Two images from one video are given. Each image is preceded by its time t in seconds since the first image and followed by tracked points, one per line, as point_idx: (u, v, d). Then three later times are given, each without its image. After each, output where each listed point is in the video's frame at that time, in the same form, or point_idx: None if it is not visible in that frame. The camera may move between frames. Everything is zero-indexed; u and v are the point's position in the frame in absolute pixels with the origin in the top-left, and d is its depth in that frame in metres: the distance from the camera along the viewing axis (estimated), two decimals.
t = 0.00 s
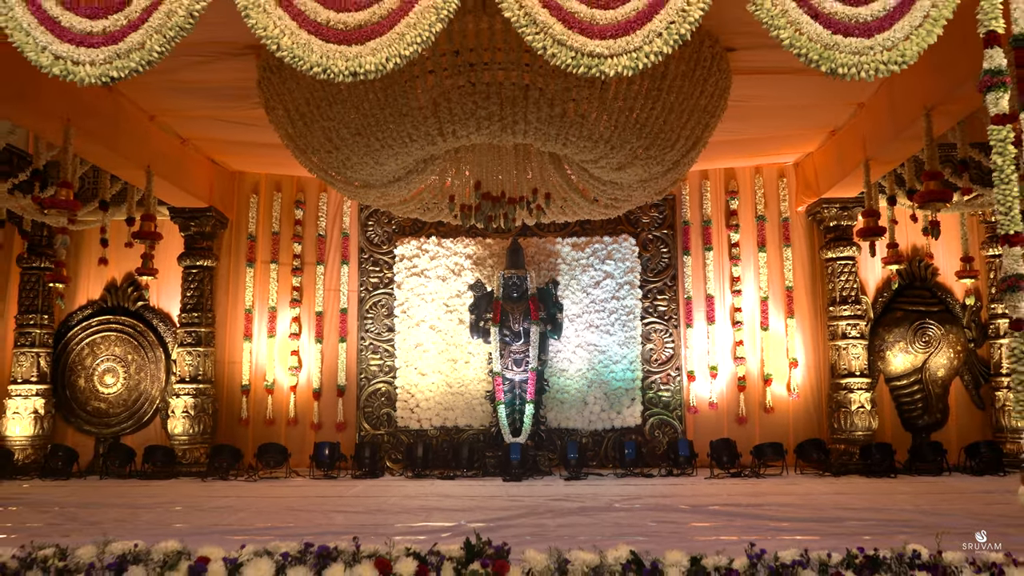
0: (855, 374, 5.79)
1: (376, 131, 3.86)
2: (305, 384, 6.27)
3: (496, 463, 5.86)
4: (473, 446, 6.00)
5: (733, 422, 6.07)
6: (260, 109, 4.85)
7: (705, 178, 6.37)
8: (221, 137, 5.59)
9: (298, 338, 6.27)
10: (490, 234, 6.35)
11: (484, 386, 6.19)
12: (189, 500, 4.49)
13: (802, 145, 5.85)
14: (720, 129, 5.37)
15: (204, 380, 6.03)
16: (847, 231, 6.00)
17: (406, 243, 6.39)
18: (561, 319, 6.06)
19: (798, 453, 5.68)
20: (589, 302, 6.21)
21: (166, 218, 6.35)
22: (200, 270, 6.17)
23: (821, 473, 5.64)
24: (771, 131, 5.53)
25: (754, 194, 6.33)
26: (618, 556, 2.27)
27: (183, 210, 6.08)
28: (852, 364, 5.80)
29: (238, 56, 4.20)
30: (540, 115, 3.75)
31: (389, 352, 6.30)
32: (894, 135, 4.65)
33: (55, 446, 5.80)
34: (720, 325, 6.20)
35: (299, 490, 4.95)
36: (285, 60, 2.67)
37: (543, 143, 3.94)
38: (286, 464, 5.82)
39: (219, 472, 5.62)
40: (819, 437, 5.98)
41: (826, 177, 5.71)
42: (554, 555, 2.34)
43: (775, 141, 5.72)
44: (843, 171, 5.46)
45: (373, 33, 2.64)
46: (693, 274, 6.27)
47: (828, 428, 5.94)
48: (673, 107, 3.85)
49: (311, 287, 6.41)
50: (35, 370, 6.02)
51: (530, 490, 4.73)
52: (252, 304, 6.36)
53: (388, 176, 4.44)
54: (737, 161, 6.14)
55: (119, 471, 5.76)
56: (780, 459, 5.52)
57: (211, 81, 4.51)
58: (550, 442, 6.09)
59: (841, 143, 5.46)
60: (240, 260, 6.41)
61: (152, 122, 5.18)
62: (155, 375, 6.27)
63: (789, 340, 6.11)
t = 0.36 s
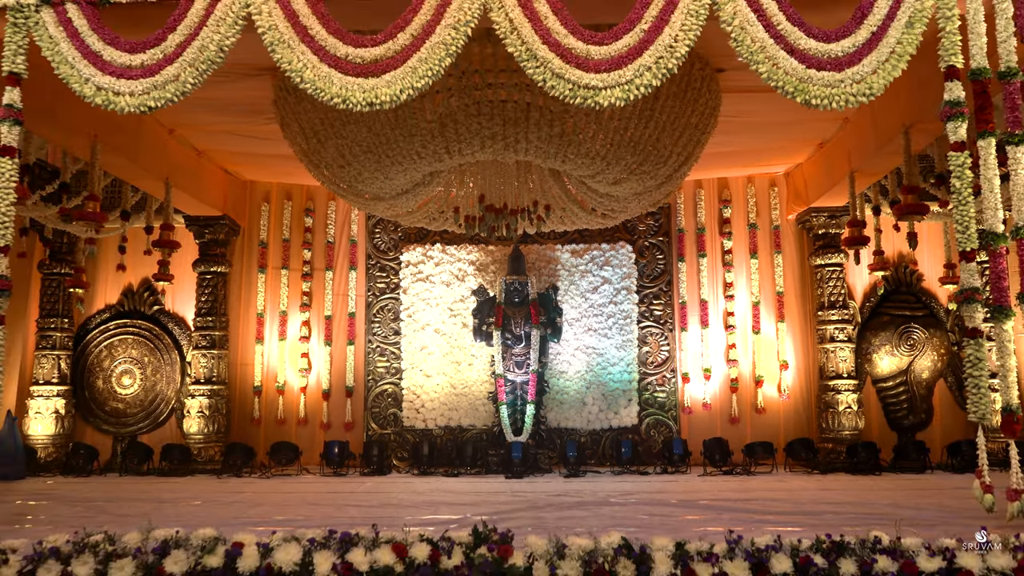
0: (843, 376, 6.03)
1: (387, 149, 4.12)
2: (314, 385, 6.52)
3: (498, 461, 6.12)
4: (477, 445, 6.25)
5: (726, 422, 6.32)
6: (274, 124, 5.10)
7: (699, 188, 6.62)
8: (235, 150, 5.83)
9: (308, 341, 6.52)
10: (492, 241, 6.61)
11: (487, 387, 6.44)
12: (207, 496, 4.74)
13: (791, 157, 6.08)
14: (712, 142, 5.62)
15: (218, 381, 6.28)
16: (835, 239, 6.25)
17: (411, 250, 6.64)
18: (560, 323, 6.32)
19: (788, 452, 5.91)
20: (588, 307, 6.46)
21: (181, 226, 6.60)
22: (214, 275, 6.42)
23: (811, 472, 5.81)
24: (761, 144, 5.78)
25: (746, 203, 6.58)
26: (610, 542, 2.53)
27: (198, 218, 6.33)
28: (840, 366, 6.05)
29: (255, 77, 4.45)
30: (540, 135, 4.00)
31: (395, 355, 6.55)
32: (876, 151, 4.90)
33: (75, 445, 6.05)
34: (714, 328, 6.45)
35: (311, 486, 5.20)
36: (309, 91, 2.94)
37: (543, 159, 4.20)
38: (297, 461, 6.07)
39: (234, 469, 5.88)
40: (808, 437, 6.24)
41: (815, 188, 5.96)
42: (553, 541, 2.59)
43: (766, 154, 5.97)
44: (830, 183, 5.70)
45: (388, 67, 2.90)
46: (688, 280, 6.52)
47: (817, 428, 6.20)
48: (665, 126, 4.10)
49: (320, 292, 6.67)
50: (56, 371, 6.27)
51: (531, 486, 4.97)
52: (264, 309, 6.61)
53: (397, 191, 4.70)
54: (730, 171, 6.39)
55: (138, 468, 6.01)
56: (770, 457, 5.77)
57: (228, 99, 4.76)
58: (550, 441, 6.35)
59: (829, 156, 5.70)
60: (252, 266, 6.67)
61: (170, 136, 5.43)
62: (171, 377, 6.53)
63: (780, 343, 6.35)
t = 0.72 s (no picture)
0: (834, 377, 6.27)
1: (398, 162, 4.35)
2: (324, 386, 6.74)
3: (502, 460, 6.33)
4: (481, 444, 6.47)
5: (722, 422, 6.53)
6: (287, 135, 5.31)
7: (696, 195, 6.83)
8: (248, 160, 6.04)
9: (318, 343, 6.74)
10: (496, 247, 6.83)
11: (491, 387, 6.66)
12: (224, 492, 4.95)
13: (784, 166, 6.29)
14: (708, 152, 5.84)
15: (231, 382, 6.50)
16: (827, 245, 6.47)
17: (417, 255, 6.86)
18: (561, 326, 6.51)
19: (782, 451, 6.05)
20: (588, 310, 6.68)
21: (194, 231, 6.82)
22: (227, 280, 6.64)
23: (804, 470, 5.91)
24: (755, 154, 5.99)
25: (742, 209, 6.79)
26: (609, 530, 2.74)
27: (211, 224, 6.55)
28: (831, 368, 6.29)
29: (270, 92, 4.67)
30: (543, 149, 4.22)
31: (402, 356, 6.77)
32: (863, 163, 5.09)
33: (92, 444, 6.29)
34: (710, 331, 6.67)
35: (322, 483, 5.40)
36: (329, 112, 3.15)
37: (546, 172, 4.42)
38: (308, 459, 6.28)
39: (247, 466, 6.09)
40: (801, 436, 6.45)
41: (807, 196, 6.16)
42: (556, 530, 2.80)
43: (760, 164, 6.17)
44: (821, 191, 5.91)
45: (402, 91, 3.11)
46: (685, 284, 6.74)
47: (810, 427, 6.41)
48: (661, 140, 4.32)
49: (329, 295, 6.88)
50: (74, 373, 6.49)
51: (533, 483, 5.18)
52: (275, 312, 6.83)
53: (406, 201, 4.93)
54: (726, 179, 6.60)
55: (154, 466, 6.23)
56: (764, 456, 5.98)
57: (244, 112, 4.97)
58: (552, 440, 6.56)
59: (820, 165, 5.90)
60: (263, 270, 6.89)
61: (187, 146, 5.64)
62: (185, 377, 6.75)
63: (774, 345, 6.56)
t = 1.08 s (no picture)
0: (822, 378, 6.53)
1: (406, 177, 4.62)
2: (332, 387, 7.01)
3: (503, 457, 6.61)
4: (484, 442, 6.74)
5: (715, 421, 6.80)
6: (299, 148, 5.58)
7: (690, 203, 7.10)
8: (260, 171, 6.30)
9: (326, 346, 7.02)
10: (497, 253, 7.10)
11: (493, 388, 6.93)
12: (239, 486, 5.21)
13: (774, 176, 6.55)
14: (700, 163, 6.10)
15: (243, 383, 6.77)
16: (816, 251, 6.73)
17: (422, 261, 7.14)
18: (560, 329, 6.77)
19: (771, 448, 6.34)
20: (587, 314, 6.95)
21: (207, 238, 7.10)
22: (240, 285, 6.91)
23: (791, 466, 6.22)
24: (746, 165, 6.26)
25: (734, 217, 7.06)
26: (601, 518, 3.01)
27: (224, 231, 6.81)
28: (819, 369, 6.55)
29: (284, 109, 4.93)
30: (543, 165, 4.50)
31: (407, 358, 7.03)
32: (847, 174, 5.34)
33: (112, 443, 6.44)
34: (703, 334, 6.93)
35: (332, 479, 5.66)
36: (345, 135, 3.42)
37: (545, 185, 4.69)
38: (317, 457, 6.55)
39: (259, 463, 6.35)
40: (791, 435, 6.72)
41: (796, 204, 6.41)
42: (554, 519, 3.07)
43: (751, 174, 6.42)
44: (810, 200, 6.15)
45: (412, 116, 3.38)
46: (680, 288, 7.01)
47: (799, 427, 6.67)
48: (654, 155, 4.57)
49: (337, 300, 7.16)
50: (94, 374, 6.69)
51: (533, 479, 5.44)
52: (285, 315, 7.11)
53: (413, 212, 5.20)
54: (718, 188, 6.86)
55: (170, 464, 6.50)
56: (754, 453, 6.24)
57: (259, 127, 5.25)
58: (551, 439, 6.83)
59: (808, 176, 6.15)
60: (274, 276, 7.16)
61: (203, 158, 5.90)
62: (199, 379, 7.02)
63: (765, 348, 6.83)
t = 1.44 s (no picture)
0: (811, 379, 6.78)
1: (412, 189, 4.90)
2: (339, 387, 7.28)
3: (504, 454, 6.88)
4: (485, 440, 7.00)
5: (707, 420, 7.06)
6: (309, 159, 5.84)
7: (684, 211, 7.37)
8: (271, 180, 6.57)
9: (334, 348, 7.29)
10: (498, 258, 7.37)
11: (494, 389, 7.20)
12: (253, 481, 5.47)
13: (764, 184, 6.81)
14: (693, 173, 6.37)
15: (254, 384, 7.04)
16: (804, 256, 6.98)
17: (426, 266, 7.41)
18: (559, 332, 7.12)
19: (761, 446, 6.61)
20: (584, 317, 7.22)
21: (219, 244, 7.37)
22: (250, 289, 7.17)
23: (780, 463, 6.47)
24: (736, 175, 6.52)
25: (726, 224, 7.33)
26: (594, 508, 3.28)
27: (235, 237, 7.08)
28: (807, 370, 6.80)
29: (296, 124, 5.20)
30: (541, 178, 4.78)
31: (411, 360, 7.30)
32: (831, 184, 5.59)
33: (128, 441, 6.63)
34: (696, 336, 7.21)
35: (340, 475, 5.93)
36: (358, 155, 3.70)
37: (544, 197, 4.97)
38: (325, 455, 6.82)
39: (270, 461, 6.61)
40: (780, 433, 6.98)
41: (785, 212, 6.67)
42: (551, 509, 3.34)
43: (741, 183, 6.67)
44: (797, 209, 6.40)
45: (419, 137, 3.65)
46: (674, 292, 7.28)
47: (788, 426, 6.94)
48: (647, 168, 4.84)
49: (344, 303, 7.44)
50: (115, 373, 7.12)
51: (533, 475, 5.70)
52: (294, 318, 7.38)
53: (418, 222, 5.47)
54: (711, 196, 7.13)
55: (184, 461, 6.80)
56: (745, 451, 6.49)
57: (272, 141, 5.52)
58: (550, 437, 7.09)
59: (795, 185, 6.40)
60: (282, 280, 7.43)
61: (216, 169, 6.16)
62: (211, 379, 7.28)
63: (756, 349, 7.10)
